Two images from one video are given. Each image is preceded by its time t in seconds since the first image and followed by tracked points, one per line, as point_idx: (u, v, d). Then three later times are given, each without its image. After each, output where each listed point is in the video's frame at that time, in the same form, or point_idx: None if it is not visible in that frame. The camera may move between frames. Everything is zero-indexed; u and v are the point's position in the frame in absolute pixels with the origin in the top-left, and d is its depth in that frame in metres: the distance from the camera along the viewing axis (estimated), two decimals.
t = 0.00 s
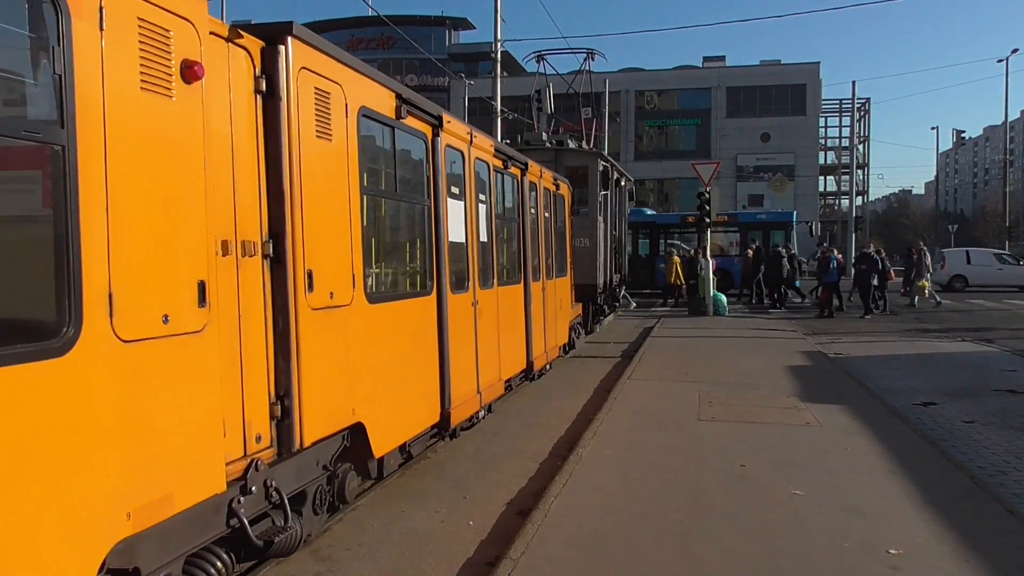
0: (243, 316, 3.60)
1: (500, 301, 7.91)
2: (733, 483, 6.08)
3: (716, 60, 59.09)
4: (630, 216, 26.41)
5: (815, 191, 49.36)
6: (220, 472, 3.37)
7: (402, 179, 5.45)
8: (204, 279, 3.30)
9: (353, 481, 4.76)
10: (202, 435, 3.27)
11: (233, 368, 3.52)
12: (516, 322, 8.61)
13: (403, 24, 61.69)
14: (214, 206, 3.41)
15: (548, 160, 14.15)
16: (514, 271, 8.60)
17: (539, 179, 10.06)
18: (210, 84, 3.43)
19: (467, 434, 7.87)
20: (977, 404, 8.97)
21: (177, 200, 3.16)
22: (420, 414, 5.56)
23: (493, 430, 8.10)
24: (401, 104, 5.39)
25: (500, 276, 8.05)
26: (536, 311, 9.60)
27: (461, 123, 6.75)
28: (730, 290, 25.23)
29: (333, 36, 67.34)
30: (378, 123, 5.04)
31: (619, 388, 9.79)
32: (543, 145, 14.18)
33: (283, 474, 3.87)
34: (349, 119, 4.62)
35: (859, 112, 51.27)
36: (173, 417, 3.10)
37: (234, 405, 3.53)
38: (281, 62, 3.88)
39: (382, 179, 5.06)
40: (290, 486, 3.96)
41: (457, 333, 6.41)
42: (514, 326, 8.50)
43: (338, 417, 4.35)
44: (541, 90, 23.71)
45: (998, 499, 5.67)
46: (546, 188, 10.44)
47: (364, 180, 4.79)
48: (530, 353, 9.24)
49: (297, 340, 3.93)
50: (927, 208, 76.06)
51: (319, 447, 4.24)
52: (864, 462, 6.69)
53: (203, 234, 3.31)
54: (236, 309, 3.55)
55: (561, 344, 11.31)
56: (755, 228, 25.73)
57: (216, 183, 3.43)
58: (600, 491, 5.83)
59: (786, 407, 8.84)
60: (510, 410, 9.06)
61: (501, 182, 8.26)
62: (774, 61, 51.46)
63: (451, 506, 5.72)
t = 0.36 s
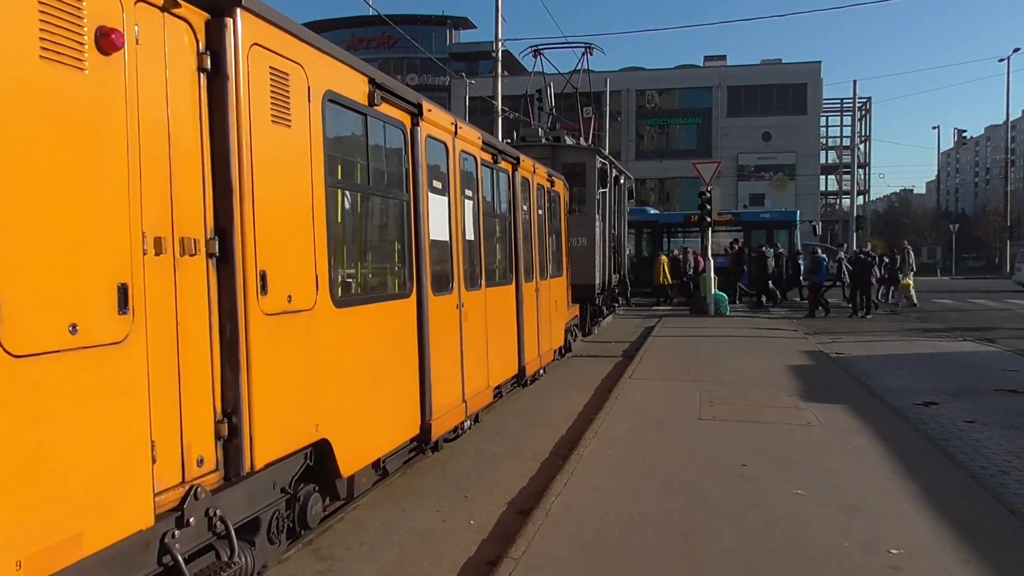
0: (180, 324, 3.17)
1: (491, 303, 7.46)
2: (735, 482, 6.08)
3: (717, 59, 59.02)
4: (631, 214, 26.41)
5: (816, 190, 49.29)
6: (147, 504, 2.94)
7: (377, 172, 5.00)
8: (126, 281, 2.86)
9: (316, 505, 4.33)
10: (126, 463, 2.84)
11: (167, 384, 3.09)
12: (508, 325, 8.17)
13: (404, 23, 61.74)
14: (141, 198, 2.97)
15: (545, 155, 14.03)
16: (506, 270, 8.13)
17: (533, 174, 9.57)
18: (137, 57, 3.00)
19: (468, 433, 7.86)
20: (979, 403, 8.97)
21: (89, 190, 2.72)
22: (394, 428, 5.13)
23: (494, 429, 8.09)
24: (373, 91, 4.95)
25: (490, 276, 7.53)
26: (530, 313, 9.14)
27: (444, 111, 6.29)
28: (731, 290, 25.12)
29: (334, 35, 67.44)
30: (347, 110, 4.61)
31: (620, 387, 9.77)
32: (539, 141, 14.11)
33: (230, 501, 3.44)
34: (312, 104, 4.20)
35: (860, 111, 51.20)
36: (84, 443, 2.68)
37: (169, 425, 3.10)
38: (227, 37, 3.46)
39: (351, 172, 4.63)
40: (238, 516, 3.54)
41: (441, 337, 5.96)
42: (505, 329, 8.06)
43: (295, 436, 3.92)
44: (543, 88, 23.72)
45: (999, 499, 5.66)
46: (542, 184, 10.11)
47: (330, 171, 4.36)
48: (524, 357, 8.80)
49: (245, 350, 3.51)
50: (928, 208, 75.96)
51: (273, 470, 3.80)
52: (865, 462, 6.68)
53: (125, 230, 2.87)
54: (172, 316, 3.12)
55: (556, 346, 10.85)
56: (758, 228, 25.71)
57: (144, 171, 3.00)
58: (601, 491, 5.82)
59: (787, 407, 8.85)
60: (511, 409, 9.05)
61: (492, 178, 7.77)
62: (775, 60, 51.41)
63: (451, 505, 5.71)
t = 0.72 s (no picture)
0: (96, 333, 2.78)
1: (476, 306, 7.01)
2: (736, 482, 6.07)
3: (717, 59, 59.01)
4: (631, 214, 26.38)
5: (817, 190, 49.25)
6: (45, 545, 2.54)
7: (345, 162, 4.58)
8: (17, 286, 2.47)
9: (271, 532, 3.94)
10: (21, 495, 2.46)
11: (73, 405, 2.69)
12: (496, 329, 7.72)
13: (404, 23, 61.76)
14: (39, 191, 2.58)
15: (541, 154, 13.90)
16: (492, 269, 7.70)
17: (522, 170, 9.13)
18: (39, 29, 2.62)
19: (468, 433, 7.86)
20: (979, 402, 9.00)
21: None
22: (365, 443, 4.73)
23: (495, 429, 8.09)
24: (339, 76, 4.54)
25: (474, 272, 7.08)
26: (520, 316, 8.68)
27: (421, 99, 5.84)
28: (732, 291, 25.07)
29: (335, 35, 67.48)
30: (306, 96, 4.20)
31: (620, 387, 9.76)
32: (535, 138, 13.81)
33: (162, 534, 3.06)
34: (264, 88, 3.79)
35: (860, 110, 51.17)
36: None
37: (78, 449, 2.70)
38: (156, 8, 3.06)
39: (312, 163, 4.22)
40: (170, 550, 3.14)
41: (420, 343, 5.55)
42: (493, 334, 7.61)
43: (243, 457, 3.53)
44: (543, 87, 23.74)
45: (1000, 499, 5.66)
46: (534, 180, 9.73)
47: (286, 163, 3.95)
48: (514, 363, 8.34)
49: (177, 363, 3.11)
50: (928, 208, 75.91)
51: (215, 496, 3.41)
52: (866, 462, 6.67)
53: (18, 226, 2.48)
54: (84, 326, 2.73)
55: (548, 351, 10.38)
56: (761, 228, 25.71)
57: (47, 160, 2.62)
58: (602, 490, 5.82)
59: (788, 406, 8.87)
60: (511, 409, 9.05)
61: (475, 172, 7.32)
62: (776, 59, 51.40)
63: (452, 505, 5.72)
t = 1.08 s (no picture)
0: None
1: (461, 311, 6.40)
2: (736, 482, 6.07)
3: (717, 59, 58.99)
4: (632, 212, 26.38)
5: (817, 189, 49.24)
6: None
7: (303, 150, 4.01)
8: None
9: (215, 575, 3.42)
10: None
11: None
12: (485, 335, 7.14)
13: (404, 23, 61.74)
14: None
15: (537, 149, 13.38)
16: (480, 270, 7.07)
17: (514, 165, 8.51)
18: None
19: (469, 433, 7.86)
20: (980, 402, 9.01)
21: None
22: (328, 466, 4.18)
23: (496, 429, 8.07)
24: (300, 51, 3.97)
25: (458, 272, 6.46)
26: (511, 321, 8.08)
27: (397, 83, 5.25)
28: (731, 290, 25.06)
29: (335, 35, 67.48)
30: (255, 73, 3.62)
31: (620, 387, 9.74)
32: (531, 134, 13.45)
33: None
34: (202, 61, 3.23)
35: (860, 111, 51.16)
36: None
37: None
38: None
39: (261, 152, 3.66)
40: None
41: (395, 353, 4.98)
42: (481, 341, 7.02)
43: (172, 490, 2.99)
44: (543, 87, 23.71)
45: (1000, 499, 5.66)
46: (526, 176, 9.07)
47: (227, 148, 3.39)
48: (505, 370, 7.76)
49: (82, 385, 2.57)
50: (929, 208, 75.88)
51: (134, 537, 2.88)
52: (867, 462, 6.67)
53: None
54: None
55: (542, 355, 9.77)
56: (764, 228, 25.67)
57: None
58: (602, 490, 5.82)
59: (789, 406, 8.87)
60: (512, 409, 9.04)
61: (460, 166, 6.71)
62: (776, 59, 51.42)
63: (453, 505, 5.71)
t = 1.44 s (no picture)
0: None
1: (441, 315, 5.96)
2: (738, 481, 6.07)
3: (718, 59, 58.99)
4: (638, 213, 26.25)
5: (818, 189, 49.24)
6: None
7: (247, 136, 3.59)
8: None
9: None
10: None
11: None
12: (470, 341, 6.70)
13: (405, 22, 61.70)
14: None
15: (531, 146, 12.84)
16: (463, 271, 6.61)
17: (503, 160, 8.05)
18: None
19: (470, 433, 7.86)
20: (982, 402, 9.00)
21: None
22: (278, 492, 3.73)
23: (497, 429, 8.07)
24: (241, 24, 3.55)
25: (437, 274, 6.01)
26: (499, 325, 7.63)
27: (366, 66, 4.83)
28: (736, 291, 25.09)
29: (336, 35, 67.42)
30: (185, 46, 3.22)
31: (621, 387, 9.74)
32: (527, 130, 13.00)
33: None
34: (115, 28, 2.82)
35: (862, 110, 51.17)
36: None
37: None
38: None
39: (196, 135, 3.26)
40: None
41: (362, 363, 4.55)
42: (465, 347, 6.58)
43: (76, 532, 2.55)
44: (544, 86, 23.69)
45: (1001, 498, 5.67)
46: (518, 171, 8.66)
47: (148, 131, 2.97)
48: (492, 378, 7.31)
49: None
50: (930, 208, 75.88)
51: None
52: (868, 461, 6.67)
53: None
54: None
55: (535, 361, 9.34)
56: (767, 227, 25.63)
57: None
58: (604, 490, 5.82)
59: (790, 406, 8.87)
60: (513, 409, 9.03)
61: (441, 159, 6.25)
62: (777, 59, 51.43)
63: (454, 505, 5.71)
